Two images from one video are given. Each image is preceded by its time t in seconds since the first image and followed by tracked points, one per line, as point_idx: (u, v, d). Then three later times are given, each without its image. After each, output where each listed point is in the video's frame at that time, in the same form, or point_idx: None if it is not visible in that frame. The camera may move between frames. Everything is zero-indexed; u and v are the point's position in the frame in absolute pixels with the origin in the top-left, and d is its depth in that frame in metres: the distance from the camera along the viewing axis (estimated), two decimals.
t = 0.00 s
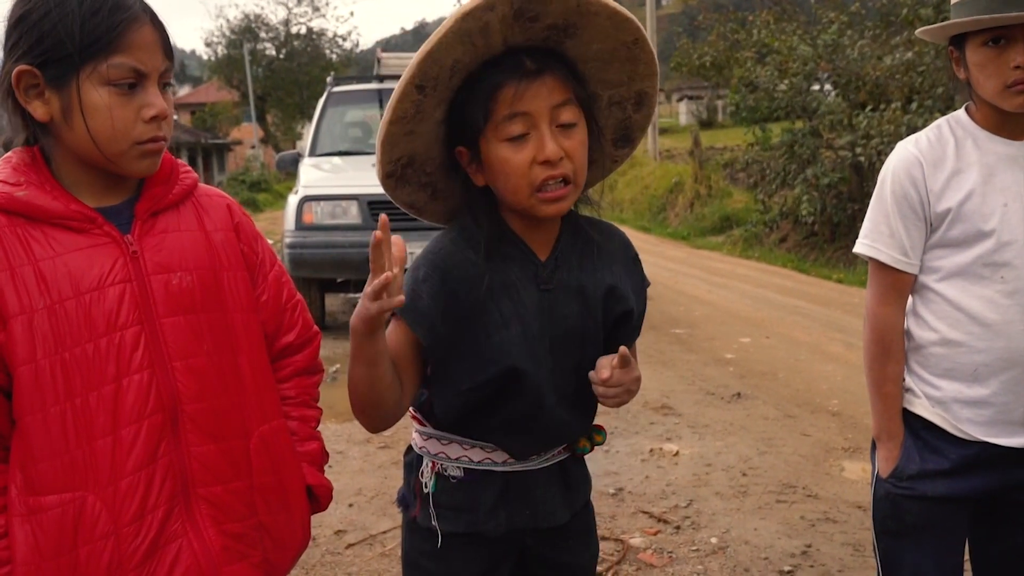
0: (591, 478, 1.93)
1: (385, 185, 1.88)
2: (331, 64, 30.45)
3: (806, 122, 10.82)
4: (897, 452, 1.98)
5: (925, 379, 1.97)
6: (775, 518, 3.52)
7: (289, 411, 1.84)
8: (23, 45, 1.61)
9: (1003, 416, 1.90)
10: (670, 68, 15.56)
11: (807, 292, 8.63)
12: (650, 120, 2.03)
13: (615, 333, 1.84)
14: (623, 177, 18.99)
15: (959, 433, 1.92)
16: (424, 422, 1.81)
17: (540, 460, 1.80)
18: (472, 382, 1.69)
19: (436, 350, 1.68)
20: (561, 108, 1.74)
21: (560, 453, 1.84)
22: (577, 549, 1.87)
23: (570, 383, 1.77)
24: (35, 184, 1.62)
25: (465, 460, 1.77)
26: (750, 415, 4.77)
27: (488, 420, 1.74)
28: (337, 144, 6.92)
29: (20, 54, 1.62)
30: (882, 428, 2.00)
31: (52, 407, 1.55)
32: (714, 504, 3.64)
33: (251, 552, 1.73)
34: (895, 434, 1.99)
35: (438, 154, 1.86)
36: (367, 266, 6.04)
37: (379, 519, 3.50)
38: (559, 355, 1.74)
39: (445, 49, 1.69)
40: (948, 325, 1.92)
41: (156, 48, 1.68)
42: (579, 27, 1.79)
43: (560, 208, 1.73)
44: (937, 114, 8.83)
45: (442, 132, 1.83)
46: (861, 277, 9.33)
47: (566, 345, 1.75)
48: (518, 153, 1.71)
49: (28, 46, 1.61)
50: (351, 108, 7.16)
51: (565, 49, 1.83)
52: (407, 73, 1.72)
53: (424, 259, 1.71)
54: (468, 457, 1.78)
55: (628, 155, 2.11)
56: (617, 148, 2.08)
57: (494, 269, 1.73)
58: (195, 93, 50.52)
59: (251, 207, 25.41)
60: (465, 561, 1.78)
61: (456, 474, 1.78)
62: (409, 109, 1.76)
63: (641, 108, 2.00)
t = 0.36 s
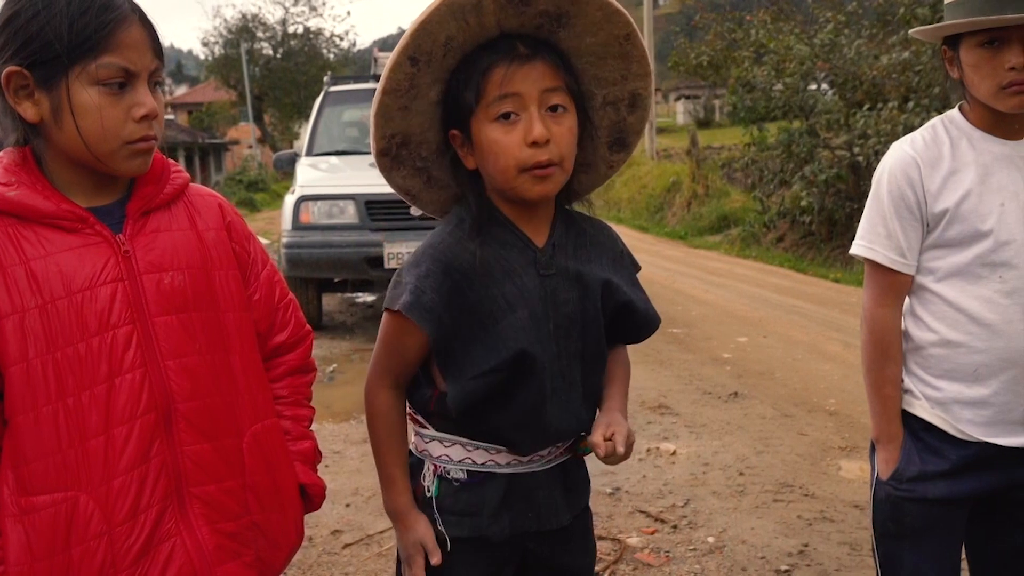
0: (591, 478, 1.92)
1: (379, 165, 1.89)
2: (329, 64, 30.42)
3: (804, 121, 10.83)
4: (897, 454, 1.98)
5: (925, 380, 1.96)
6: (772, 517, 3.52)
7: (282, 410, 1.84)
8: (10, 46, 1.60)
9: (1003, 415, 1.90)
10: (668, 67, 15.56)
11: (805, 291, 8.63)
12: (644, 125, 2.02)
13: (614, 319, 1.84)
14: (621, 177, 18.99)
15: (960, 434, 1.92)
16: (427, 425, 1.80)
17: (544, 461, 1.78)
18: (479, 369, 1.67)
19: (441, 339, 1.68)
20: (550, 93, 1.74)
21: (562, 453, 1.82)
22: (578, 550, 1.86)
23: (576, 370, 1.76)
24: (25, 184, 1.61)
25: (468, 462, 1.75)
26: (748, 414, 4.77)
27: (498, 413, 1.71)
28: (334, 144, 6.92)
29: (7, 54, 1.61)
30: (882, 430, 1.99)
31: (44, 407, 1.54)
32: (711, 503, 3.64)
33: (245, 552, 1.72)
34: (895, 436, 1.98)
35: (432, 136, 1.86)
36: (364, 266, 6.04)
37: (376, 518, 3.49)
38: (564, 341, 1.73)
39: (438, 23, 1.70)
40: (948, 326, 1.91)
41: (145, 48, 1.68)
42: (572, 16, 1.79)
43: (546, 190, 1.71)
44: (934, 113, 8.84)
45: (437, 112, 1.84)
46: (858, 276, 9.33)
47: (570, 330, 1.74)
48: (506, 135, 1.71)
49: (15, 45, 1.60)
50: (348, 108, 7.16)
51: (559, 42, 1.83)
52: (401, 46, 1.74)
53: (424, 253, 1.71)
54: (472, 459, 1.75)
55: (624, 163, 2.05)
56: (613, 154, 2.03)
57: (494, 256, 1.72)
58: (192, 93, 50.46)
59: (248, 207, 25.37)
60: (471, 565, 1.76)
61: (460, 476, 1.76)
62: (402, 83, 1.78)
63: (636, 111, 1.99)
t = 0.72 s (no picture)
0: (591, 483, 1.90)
1: (347, 169, 1.84)
2: (326, 65, 30.39)
3: (800, 122, 10.85)
4: (902, 460, 1.97)
5: (927, 383, 1.96)
6: (770, 518, 3.52)
7: (277, 410, 1.83)
8: (7, 47, 1.60)
9: (1006, 417, 1.91)
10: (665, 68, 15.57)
11: (802, 291, 8.64)
12: (597, 121, 2.07)
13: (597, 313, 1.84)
14: (618, 178, 19.00)
15: (962, 436, 1.92)
16: (422, 426, 1.80)
17: (540, 462, 1.78)
18: (463, 365, 1.67)
19: (423, 342, 1.68)
20: (533, 94, 1.75)
21: (560, 455, 1.82)
22: (577, 555, 1.85)
23: (565, 363, 1.76)
24: (22, 185, 1.61)
25: (462, 463, 1.75)
26: (745, 415, 4.77)
27: (485, 411, 1.71)
28: (331, 145, 6.92)
29: (4, 55, 1.60)
30: (884, 435, 1.97)
31: (41, 407, 1.55)
32: (708, 504, 3.64)
33: (242, 551, 1.72)
34: (898, 442, 1.96)
35: (404, 138, 1.82)
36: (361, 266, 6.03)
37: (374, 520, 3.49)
38: (547, 333, 1.74)
39: (429, 22, 1.67)
40: (949, 329, 1.91)
41: (142, 50, 1.67)
42: (548, 15, 1.82)
43: (528, 189, 1.73)
44: (931, 113, 8.85)
45: (411, 113, 1.80)
46: (855, 277, 9.35)
47: (554, 324, 1.75)
48: (494, 136, 1.70)
49: (10, 47, 1.60)
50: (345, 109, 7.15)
51: (531, 40, 1.86)
52: (388, 46, 1.69)
53: (399, 259, 1.73)
54: (466, 461, 1.75)
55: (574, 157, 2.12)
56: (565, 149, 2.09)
57: (471, 256, 1.73)
58: (189, 94, 50.44)
59: (245, 207, 25.36)
60: (466, 567, 1.75)
61: (454, 478, 1.76)
62: (387, 83, 1.73)
63: (591, 108, 2.04)
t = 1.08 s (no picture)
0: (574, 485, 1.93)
1: (339, 189, 1.78)
2: (326, 69, 30.42)
3: (800, 126, 10.86)
4: (909, 464, 1.95)
5: (925, 388, 1.96)
6: (769, 522, 3.52)
7: (278, 416, 1.83)
8: (5, 54, 1.60)
9: (1005, 420, 1.91)
10: (664, 71, 15.60)
11: (801, 295, 8.65)
12: (568, 117, 2.08)
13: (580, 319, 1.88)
14: (617, 182, 19.02)
15: (963, 441, 1.93)
16: (416, 445, 1.77)
17: (536, 470, 1.78)
18: (473, 381, 1.65)
19: (429, 362, 1.64)
20: (528, 95, 1.75)
21: (550, 461, 1.82)
22: (567, 559, 1.87)
23: (560, 370, 1.78)
24: (23, 190, 1.62)
25: (462, 478, 1.73)
26: (744, 419, 4.77)
27: (493, 424, 1.70)
28: (331, 148, 6.92)
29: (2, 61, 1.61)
30: (886, 439, 1.95)
31: (41, 411, 1.55)
32: (708, 508, 3.64)
33: (242, 557, 1.71)
34: (900, 445, 1.95)
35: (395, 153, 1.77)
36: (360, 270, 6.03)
37: (373, 524, 3.49)
38: (544, 341, 1.75)
39: (429, 31, 1.64)
40: (948, 333, 1.91)
41: (139, 56, 1.66)
42: (533, 16, 1.83)
43: (533, 193, 1.73)
44: (930, 117, 8.86)
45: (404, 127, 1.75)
46: (854, 280, 9.35)
47: (549, 331, 1.77)
48: (497, 140, 1.69)
49: (6, 53, 1.60)
50: (345, 112, 7.16)
51: (516, 40, 1.86)
52: (390, 62, 1.65)
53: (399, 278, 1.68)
54: (465, 476, 1.73)
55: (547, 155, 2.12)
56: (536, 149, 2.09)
57: (468, 268, 1.71)
58: (189, 98, 50.50)
59: (245, 211, 25.38)
60: None
61: (454, 495, 1.73)
62: (387, 98, 1.68)
63: (565, 104, 2.04)
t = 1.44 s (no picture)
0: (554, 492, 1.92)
1: (327, 216, 1.77)
2: (326, 76, 30.48)
3: (799, 133, 10.88)
4: (905, 468, 1.96)
5: (922, 396, 1.96)
6: (768, 531, 3.51)
7: (277, 427, 1.82)
8: None
9: (1001, 430, 1.91)
10: (663, 78, 15.64)
11: (801, 302, 8.65)
12: (562, 137, 2.06)
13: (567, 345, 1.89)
14: (617, 188, 19.04)
15: (957, 450, 1.92)
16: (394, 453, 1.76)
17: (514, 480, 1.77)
18: (457, 416, 1.66)
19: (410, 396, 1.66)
20: (527, 131, 1.75)
21: (532, 473, 1.80)
22: (549, 568, 1.87)
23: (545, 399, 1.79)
24: (25, 199, 1.62)
25: (440, 489, 1.72)
26: (744, 426, 4.77)
27: (477, 455, 1.71)
28: (331, 155, 6.93)
29: None
30: (885, 443, 1.95)
31: (36, 419, 1.55)
32: (707, 516, 3.63)
33: (235, 568, 1.71)
34: (899, 451, 1.95)
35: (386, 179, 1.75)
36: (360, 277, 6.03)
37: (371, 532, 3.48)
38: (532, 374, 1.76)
39: (436, 75, 1.61)
40: (946, 340, 1.91)
41: (126, 64, 1.64)
42: (546, 50, 1.81)
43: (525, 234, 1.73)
44: (929, 124, 8.87)
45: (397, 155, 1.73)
46: (854, 287, 9.35)
47: (536, 362, 1.78)
48: (489, 178, 1.69)
49: None
50: (345, 119, 7.18)
51: (523, 70, 1.83)
52: (388, 105, 1.62)
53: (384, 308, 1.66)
54: (443, 486, 1.72)
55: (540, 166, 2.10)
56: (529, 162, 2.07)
57: (457, 302, 1.71)
58: (189, 105, 50.58)
59: (245, 218, 25.38)
60: None
61: (433, 505, 1.73)
62: (384, 139, 1.65)
63: (563, 124, 2.02)
